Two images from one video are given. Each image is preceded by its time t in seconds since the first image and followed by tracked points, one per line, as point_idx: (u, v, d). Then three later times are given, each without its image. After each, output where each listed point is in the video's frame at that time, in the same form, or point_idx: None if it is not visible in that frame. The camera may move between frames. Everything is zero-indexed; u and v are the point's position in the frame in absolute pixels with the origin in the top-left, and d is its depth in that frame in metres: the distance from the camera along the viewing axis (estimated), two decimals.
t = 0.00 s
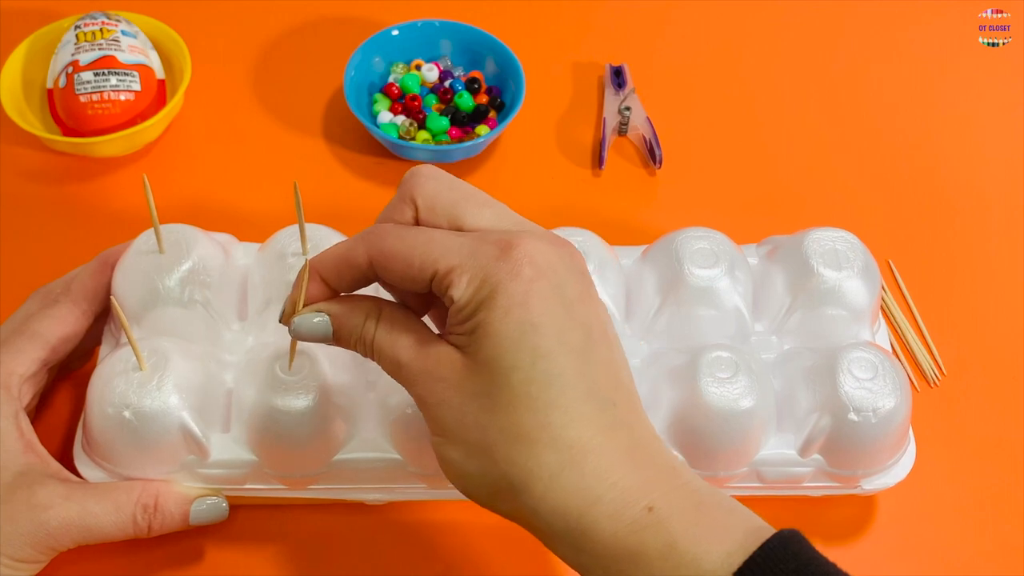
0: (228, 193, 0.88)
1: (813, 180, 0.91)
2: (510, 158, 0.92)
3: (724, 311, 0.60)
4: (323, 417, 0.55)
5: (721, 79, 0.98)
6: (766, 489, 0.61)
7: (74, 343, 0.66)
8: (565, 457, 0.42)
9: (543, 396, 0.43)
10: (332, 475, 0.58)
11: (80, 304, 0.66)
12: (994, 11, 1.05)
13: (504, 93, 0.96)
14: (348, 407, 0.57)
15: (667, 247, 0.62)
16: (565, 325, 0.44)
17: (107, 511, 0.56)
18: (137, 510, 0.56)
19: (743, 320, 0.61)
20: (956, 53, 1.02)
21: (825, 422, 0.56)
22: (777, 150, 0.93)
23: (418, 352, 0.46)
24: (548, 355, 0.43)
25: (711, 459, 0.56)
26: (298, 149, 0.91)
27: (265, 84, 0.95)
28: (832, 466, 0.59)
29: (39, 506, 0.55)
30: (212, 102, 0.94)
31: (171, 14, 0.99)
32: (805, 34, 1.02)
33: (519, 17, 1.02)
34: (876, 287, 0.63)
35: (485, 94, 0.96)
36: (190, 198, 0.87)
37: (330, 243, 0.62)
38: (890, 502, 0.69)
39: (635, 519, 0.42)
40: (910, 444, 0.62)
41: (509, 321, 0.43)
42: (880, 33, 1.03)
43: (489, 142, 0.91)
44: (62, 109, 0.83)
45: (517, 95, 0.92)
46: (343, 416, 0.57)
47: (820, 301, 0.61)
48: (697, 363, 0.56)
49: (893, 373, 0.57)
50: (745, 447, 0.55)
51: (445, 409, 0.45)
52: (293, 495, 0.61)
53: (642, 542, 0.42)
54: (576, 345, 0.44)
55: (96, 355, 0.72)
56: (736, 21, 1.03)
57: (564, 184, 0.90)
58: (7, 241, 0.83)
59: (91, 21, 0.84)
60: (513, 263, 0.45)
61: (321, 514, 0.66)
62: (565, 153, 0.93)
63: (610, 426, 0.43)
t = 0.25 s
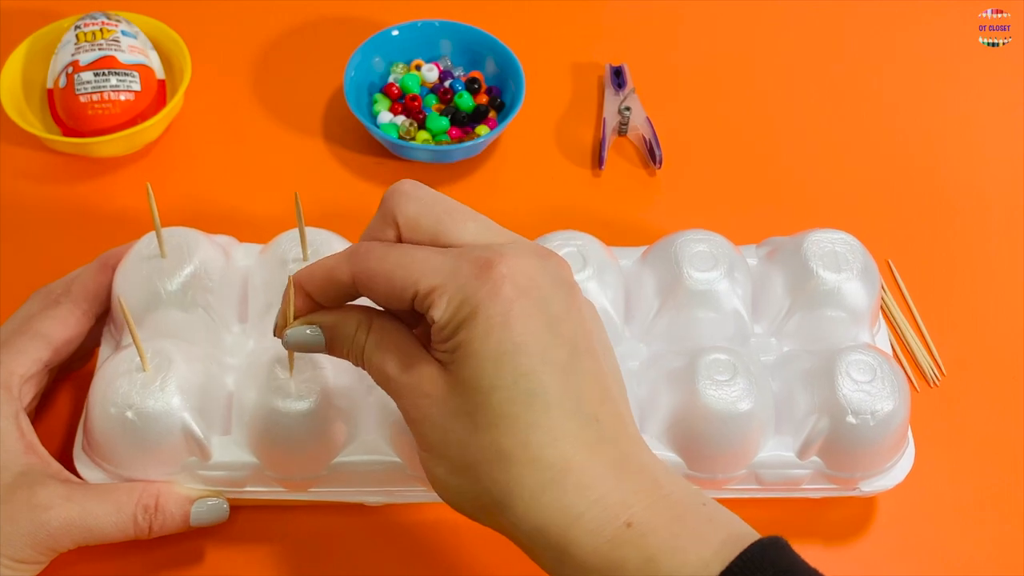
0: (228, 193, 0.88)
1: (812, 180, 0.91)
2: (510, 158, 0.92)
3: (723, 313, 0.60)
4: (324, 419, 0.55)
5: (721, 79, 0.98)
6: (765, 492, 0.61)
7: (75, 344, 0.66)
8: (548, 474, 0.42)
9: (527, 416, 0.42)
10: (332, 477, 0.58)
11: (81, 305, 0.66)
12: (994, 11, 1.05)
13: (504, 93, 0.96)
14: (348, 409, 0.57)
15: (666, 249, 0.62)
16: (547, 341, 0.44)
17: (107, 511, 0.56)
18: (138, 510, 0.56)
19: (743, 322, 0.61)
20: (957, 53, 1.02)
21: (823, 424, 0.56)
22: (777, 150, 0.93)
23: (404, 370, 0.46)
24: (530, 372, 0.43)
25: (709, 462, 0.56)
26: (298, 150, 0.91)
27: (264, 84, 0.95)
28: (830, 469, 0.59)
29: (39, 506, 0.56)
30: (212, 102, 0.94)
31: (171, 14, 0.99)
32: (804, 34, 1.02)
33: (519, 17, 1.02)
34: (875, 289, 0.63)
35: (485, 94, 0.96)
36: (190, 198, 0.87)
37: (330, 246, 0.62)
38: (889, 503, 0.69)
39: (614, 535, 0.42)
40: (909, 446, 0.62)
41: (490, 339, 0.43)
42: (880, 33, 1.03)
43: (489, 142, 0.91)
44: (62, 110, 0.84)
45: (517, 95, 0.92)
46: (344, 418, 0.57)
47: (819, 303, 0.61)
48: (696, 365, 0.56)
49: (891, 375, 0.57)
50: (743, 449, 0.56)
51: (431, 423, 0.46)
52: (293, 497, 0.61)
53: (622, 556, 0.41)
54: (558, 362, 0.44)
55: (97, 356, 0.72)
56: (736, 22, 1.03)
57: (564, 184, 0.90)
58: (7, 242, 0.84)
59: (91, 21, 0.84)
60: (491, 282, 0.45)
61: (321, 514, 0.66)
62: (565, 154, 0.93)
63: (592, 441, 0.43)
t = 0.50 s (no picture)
0: (228, 193, 0.88)
1: (812, 180, 0.91)
2: (510, 158, 0.92)
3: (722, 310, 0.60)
4: (323, 416, 0.55)
5: (721, 78, 0.98)
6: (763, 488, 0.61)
7: (74, 343, 0.66)
8: (794, 492, 0.43)
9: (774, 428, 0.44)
10: (330, 475, 0.58)
11: (79, 305, 0.66)
12: (994, 11, 1.05)
13: (504, 93, 0.96)
14: (348, 406, 0.57)
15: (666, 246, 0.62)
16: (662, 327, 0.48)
17: (107, 511, 0.56)
18: (137, 510, 0.56)
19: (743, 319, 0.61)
20: (957, 53, 1.02)
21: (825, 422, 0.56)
22: (777, 150, 0.93)
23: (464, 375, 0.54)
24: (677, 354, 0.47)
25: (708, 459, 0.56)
26: (298, 150, 0.91)
27: (264, 84, 0.95)
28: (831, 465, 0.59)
29: (39, 506, 0.56)
30: (212, 102, 0.94)
31: (171, 15, 0.99)
32: (804, 34, 1.02)
33: (519, 17, 1.02)
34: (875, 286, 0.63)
35: (485, 94, 0.96)
36: (190, 198, 0.87)
37: (329, 242, 0.62)
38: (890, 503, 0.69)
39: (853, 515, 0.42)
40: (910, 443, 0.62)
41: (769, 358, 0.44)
42: (880, 32, 1.03)
43: (489, 142, 0.91)
44: (62, 110, 0.84)
45: (517, 95, 0.92)
46: (343, 416, 0.57)
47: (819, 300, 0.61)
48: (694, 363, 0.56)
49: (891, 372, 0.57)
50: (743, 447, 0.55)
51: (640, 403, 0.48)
52: (293, 496, 0.61)
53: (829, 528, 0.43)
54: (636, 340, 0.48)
55: (96, 355, 0.72)
56: (736, 22, 1.03)
57: (563, 184, 0.90)
58: (7, 241, 0.83)
59: (91, 21, 0.84)
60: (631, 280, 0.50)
61: (321, 514, 0.66)
62: (565, 154, 0.93)
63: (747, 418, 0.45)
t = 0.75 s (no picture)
0: (228, 193, 0.88)
1: (813, 180, 0.91)
2: (510, 158, 0.92)
3: (723, 310, 0.60)
4: (324, 416, 0.55)
5: (721, 78, 0.98)
6: (765, 488, 0.61)
7: (74, 344, 0.66)
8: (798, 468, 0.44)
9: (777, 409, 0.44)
10: (330, 474, 0.58)
11: (80, 305, 0.66)
12: (994, 11, 1.05)
13: (504, 93, 0.96)
14: (348, 406, 0.57)
15: (667, 245, 0.62)
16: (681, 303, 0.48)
17: (107, 510, 0.56)
18: (137, 511, 0.56)
19: (743, 319, 0.61)
20: (957, 53, 1.02)
21: (826, 422, 0.56)
22: (777, 150, 0.93)
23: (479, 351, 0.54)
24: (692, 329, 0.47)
25: (709, 459, 0.56)
26: (298, 150, 0.91)
27: (265, 84, 0.95)
28: (833, 466, 0.59)
29: (40, 506, 0.56)
30: (212, 102, 0.94)
31: (171, 15, 0.99)
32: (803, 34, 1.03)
33: (520, 17, 1.02)
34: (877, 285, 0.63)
35: (485, 94, 0.96)
36: (190, 198, 0.87)
37: (329, 241, 0.62)
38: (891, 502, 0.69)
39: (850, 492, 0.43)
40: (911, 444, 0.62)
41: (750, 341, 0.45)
42: (880, 32, 1.03)
43: (489, 142, 0.91)
44: (62, 109, 0.84)
45: (517, 95, 0.92)
46: (344, 416, 0.57)
47: (820, 299, 0.61)
48: (696, 362, 0.56)
49: (893, 371, 0.57)
50: (743, 446, 0.55)
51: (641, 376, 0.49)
52: (294, 495, 0.61)
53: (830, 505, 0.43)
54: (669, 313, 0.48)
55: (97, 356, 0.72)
56: (736, 22, 1.03)
57: (563, 184, 0.90)
58: (7, 241, 0.83)
59: (91, 21, 0.84)
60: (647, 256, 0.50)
61: (322, 514, 0.66)
62: (565, 153, 0.93)
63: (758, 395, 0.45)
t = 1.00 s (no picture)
0: (228, 193, 0.88)
1: (813, 182, 0.91)
2: (510, 158, 0.92)
3: (724, 315, 0.60)
4: (321, 418, 0.55)
5: (721, 79, 0.98)
6: (765, 494, 0.61)
7: (75, 345, 0.66)
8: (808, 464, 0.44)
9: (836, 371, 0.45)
10: (329, 476, 0.58)
11: (80, 306, 0.66)
12: (994, 11, 1.05)
13: (504, 93, 0.96)
14: (346, 408, 0.57)
15: (667, 250, 0.62)
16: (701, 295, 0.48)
17: (105, 514, 0.56)
18: (136, 513, 0.56)
19: (744, 324, 0.61)
20: (957, 53, 1.02)
21: (825, 428, 0.56)
22: (777, 151, 0.93)
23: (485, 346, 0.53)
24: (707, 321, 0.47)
25: (708, 464, 0.56)
26: (298, 149, 0.91)
27: (265, 84, 0.95)
28: (832, 472, 0.59)
29: (37, 510, 0.56)
30: (212, 102, 0.94)
31: (171, 14, 0.99)
32: (803, 35, 1.02)
33: (520, 17, 1.02)
34: (877, 290, 0.63)
35: (485, 94, 0.96)
36: (190, 198, 0.87)
37: (329, 243, 0.62)
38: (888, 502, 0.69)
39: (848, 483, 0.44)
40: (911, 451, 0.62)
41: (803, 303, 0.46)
42: (880, 33, 1.03)
43: (489, 142, 0.91)
44: (62, 109, 0.84)
45: (516, 95, 0.92)
46: (342, 418, 0.57)
47: (820, 305, 0.61)
48: (697, 367, 0.56)
49: (893, 378, 0.57)
50: (742, 452, 0.56)
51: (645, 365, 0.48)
52: (293, 498, 0.61)
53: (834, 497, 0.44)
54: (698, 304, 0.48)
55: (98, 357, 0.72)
56: (736, 22, 1.03)
57: (564, 185, 0.91)
58: (7, 241, 0.84)
59: (91, 21, 0.84)
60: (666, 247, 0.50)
61: (323, 515, 0.66)
62: (565, 154, 0.93)
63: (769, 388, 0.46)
